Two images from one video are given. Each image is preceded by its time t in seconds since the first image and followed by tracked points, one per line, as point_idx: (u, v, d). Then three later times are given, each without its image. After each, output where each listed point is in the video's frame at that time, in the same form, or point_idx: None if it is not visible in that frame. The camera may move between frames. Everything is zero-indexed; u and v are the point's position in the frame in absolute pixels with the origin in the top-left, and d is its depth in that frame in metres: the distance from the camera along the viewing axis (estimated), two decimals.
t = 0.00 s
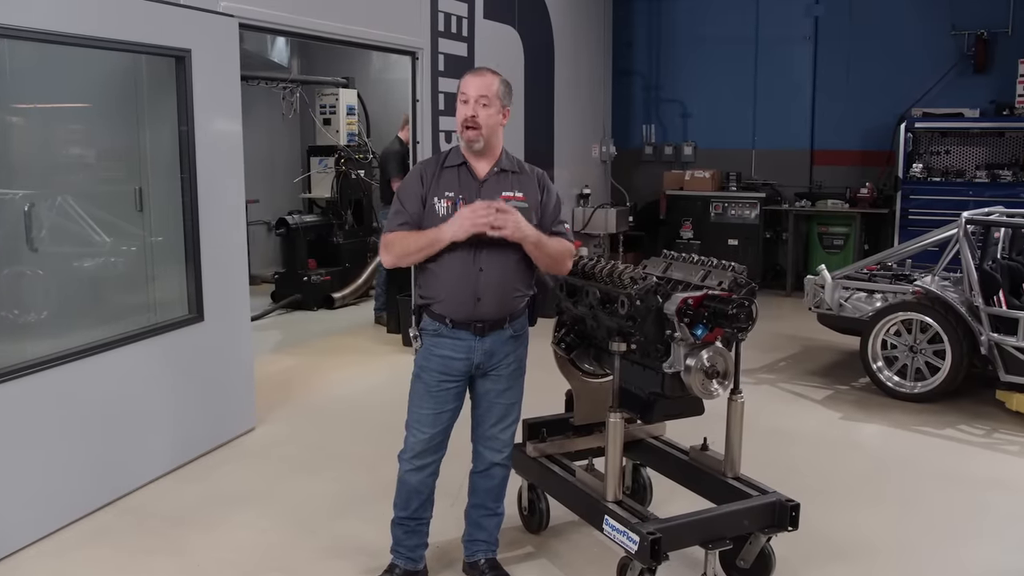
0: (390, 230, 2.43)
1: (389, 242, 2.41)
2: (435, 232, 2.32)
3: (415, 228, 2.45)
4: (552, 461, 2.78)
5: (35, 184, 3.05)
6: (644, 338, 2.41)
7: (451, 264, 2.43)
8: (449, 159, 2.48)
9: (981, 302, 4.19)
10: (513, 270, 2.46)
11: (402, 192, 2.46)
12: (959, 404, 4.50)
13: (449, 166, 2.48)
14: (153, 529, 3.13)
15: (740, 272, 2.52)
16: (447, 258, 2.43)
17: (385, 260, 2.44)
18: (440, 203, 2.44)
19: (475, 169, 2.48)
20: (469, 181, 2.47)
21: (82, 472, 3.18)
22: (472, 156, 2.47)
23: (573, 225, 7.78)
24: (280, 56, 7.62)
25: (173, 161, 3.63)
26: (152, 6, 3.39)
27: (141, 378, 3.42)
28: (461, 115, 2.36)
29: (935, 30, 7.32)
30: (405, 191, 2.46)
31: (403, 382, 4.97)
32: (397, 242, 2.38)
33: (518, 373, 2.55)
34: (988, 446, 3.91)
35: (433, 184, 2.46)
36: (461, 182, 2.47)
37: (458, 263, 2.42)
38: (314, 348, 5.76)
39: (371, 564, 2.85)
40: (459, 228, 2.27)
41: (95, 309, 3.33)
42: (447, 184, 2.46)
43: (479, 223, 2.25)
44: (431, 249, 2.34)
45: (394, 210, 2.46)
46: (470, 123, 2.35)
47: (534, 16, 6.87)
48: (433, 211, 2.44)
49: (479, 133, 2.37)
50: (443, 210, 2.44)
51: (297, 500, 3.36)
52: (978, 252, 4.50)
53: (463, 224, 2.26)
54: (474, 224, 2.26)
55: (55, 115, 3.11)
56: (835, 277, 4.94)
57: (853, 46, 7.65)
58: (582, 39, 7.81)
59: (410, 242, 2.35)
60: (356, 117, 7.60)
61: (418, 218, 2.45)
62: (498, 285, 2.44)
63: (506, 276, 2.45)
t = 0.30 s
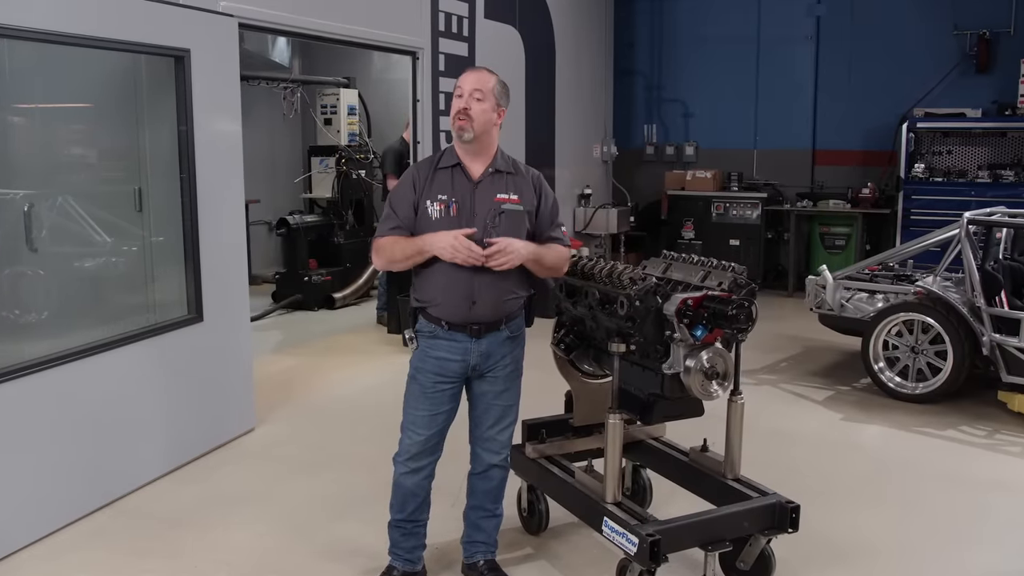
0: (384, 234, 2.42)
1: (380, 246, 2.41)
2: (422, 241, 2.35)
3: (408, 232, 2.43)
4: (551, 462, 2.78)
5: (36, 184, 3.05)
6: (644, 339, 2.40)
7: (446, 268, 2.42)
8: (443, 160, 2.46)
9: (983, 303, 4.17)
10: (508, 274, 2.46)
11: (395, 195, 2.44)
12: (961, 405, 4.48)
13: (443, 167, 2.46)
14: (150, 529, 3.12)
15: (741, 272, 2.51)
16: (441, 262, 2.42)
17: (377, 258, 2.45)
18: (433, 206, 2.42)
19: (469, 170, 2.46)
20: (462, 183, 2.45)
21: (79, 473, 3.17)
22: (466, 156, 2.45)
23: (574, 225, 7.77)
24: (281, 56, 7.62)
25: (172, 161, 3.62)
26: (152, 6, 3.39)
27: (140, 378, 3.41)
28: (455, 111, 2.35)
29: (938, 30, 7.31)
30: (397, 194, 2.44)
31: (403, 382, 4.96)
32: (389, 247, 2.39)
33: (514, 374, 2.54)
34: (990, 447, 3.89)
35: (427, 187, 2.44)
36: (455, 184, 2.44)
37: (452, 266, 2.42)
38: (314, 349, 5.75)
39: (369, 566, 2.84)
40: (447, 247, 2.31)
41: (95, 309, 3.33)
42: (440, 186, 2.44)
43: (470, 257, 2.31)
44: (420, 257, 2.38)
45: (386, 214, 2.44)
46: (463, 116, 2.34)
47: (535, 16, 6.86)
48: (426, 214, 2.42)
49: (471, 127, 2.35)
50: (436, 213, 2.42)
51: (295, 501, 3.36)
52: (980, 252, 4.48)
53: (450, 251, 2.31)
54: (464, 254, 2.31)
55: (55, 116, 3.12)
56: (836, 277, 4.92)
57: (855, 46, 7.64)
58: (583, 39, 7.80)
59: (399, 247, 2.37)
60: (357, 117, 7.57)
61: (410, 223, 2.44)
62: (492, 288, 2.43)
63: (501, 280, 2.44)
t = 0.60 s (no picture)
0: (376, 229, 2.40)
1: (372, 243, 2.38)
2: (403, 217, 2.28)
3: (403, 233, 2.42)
4: (550, 462, 2.77)
5: (37, 185, 3.05)
6: (644, 340, 2.40)
7: (441, 269, 2.41)
8: (440, 159, 2.45)
9: (986, 304, 4.15)
10: (504, 276, 2.45)
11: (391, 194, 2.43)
12: (963, 406, 4.47)
13: (440, 166, 2.45)
14: (149, 530, 3.12)
15: (742, 273, 2.49)
16: (436, 262, 2.41)
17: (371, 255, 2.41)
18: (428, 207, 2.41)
19: (466, 170, 2.45)
20: (459, 182, 2.44)
21: (78, 474, 3.16)
22: (464, 157, 2.44)
23: (575, 225, 7.76)
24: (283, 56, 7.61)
25: (172, 161, 3.61)
26: (152, 5, 3.38)
27: (139, 379, 3.41)
28: (454, 116, 2.33)
29: (940, 30, 7.29)
30: (393, 194, 2.43)
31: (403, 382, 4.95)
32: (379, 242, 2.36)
33: (509, 374, 2.54)
34: (992, 448, 3.88)
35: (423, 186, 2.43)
36: (452, 184, 2.44)
37: (447, 267, 2.41)
38: (315, 349, 5.74)
39: (367, 567, 2.83)
40: (429, 208, 2.22)
41: (95, 309, 3.32)
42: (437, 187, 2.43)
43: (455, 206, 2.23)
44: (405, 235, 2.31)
45: (382, 215, 2.43)
46: (463, 122, 2.32)
47: (536, 15, 6.85)
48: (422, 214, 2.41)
49: (472, 134, 2.34)
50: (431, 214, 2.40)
51: (294, 502, 3.35)
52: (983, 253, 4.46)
53: (432, 210, 2.22)
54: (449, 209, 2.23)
55: (56, 115, 3.11)
56: (838, 277, 4.90)
57: (858, 46, 7.62)
58: (585, 39, 7.78)
59: (386, 234, 2.34)
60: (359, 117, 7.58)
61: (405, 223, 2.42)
62: (487, 291, 2.42)
63: (496, 282, 2.43)
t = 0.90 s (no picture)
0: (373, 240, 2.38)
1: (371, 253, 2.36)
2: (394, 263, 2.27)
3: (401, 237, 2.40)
4: (550, 463, 2.76)
5: (40, 184, 3.05)
6: (644, 341, 2.38)
7: (441, 272, 2.41)
8: (438, 162, 2.44)
9: (989, 305, 4.14)
10: (503, 278, 2.44)
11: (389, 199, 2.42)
12: (966, 406, 4.45)
13: (437, 170, 2.44)
14: (148, 530, 3.12)
15: (742, 273, 2.48)
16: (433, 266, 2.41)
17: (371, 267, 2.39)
18: (426, 211, 2.39)
19: (464, 174, 2.44)
20: (458, 186, 2.43)
21: (79, 473, 3.17)
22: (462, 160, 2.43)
23: (577, 225, 7.74)
24: (285, 56, 7.61)
25: (171, 161, 3.60)
26: (151, 4, 3.37)
27: (138, 379, 3.40)
28: (454, 126, 2.32)
29: (943, 29, 7.26)
30: (391, 198, 2.41)
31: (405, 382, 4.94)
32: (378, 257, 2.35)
33: (509, 375, 2.53)
34: (995, 449, 3.86)
35: (420, 191, 2.42)
36: (450, 187, 2.43)
37: (445, 271, 2.41)
38: (316, 349, 5.74)
39: (367, 568, 2.83)
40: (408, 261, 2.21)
41: (96, 309, 3.32)
42: (435, 190, 2.42)
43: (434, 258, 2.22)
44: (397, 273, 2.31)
45: (380, 218, 2.41)
46: (463, 134, 2.31)
47: (538, 15, 6.84)
48: (419, 220, 2.39)
49: (472, 144, 2.33)
50: (429, 218, 2.39)
51: (294, 503, 3.34)
52: (986, 252, 4.44)
53: (416, 262, 2.20)
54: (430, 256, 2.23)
55: (59, 115, 3.11)
56: (840, 278, 4.89)
57: (860, 46, 7.60)
58: (587, 38, 7.77)
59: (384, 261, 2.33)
60: (361, 116, 7.54)
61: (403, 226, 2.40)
62: (486, 294, 2.42)
63: (494, 287, 2.43)
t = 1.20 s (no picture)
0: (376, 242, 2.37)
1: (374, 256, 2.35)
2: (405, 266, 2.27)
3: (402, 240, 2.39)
4: (551, 465, 2.76)
5: (42, 184, 3.05)
6: (644, 341, 2.38)
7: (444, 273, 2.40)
8: (437, 162, 2.43)
9: (992, 305, 4.12)
10: (506, 277, 2.44)
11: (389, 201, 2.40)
12: (969, 407, 4.44)
13: (437, 171, 2.42)
14: (148, 531, 3.11)
15: (743, 273, 2.47)
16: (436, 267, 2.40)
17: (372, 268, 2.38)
18: (427, 213, 2.38)
19: (464, 174, 2.43)
20: (458, 186, 2.42)
21: (79, 473, 3.16)
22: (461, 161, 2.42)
23: (579, 225, 7.74)
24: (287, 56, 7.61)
25: (172, 161, 3.59)
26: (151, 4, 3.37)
27: (138, 379, 3.40)
28: (455, 126, 2.31)
29: (947, 29, 7.24)
30: (392, 200, 2.40)
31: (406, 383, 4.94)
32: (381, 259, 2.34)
33: (511, 376, 2.53)
34: (998, 451, 3.85)
35: (420, 192, 2.40)
36: (450, 188, 2.41)
37: (448, 272, 2.40)
38: (317, 349, 5.74)
39: (366, 569, 2.82)
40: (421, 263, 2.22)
41: (96, 310, 3.32)
42: (436, 191, 2.40)
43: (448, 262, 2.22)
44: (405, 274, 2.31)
45: (381, 220, 2.39)
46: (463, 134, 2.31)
47: (540, 15, 6.83)
48: (421, 222, 2.38)
49: (472, 144, 2.33)
50: (431, 220, 2.38)
51: (295, 503, 3.33)
52: (990, 253, 4.42)
53: (428, 266, 2.21)
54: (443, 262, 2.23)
55: (62, 115, 3.11)
56: (843, 278, 4.87)
57: (863, 46, 7.58)
58: (590, 38, 7.76)
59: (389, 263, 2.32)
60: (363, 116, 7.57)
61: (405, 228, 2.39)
62: (490, 294, 2.41)
63: (497, 286, 2.43)
